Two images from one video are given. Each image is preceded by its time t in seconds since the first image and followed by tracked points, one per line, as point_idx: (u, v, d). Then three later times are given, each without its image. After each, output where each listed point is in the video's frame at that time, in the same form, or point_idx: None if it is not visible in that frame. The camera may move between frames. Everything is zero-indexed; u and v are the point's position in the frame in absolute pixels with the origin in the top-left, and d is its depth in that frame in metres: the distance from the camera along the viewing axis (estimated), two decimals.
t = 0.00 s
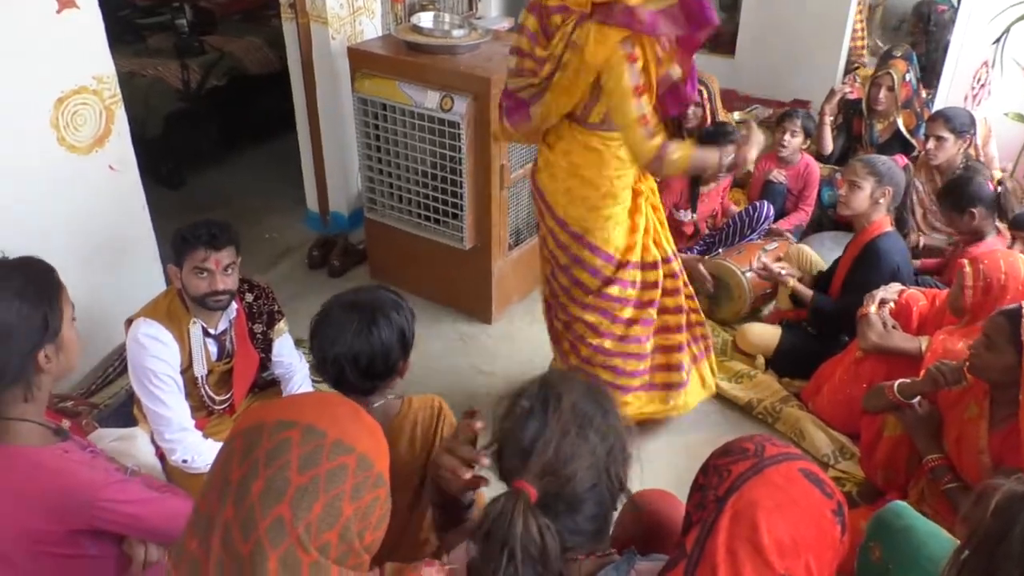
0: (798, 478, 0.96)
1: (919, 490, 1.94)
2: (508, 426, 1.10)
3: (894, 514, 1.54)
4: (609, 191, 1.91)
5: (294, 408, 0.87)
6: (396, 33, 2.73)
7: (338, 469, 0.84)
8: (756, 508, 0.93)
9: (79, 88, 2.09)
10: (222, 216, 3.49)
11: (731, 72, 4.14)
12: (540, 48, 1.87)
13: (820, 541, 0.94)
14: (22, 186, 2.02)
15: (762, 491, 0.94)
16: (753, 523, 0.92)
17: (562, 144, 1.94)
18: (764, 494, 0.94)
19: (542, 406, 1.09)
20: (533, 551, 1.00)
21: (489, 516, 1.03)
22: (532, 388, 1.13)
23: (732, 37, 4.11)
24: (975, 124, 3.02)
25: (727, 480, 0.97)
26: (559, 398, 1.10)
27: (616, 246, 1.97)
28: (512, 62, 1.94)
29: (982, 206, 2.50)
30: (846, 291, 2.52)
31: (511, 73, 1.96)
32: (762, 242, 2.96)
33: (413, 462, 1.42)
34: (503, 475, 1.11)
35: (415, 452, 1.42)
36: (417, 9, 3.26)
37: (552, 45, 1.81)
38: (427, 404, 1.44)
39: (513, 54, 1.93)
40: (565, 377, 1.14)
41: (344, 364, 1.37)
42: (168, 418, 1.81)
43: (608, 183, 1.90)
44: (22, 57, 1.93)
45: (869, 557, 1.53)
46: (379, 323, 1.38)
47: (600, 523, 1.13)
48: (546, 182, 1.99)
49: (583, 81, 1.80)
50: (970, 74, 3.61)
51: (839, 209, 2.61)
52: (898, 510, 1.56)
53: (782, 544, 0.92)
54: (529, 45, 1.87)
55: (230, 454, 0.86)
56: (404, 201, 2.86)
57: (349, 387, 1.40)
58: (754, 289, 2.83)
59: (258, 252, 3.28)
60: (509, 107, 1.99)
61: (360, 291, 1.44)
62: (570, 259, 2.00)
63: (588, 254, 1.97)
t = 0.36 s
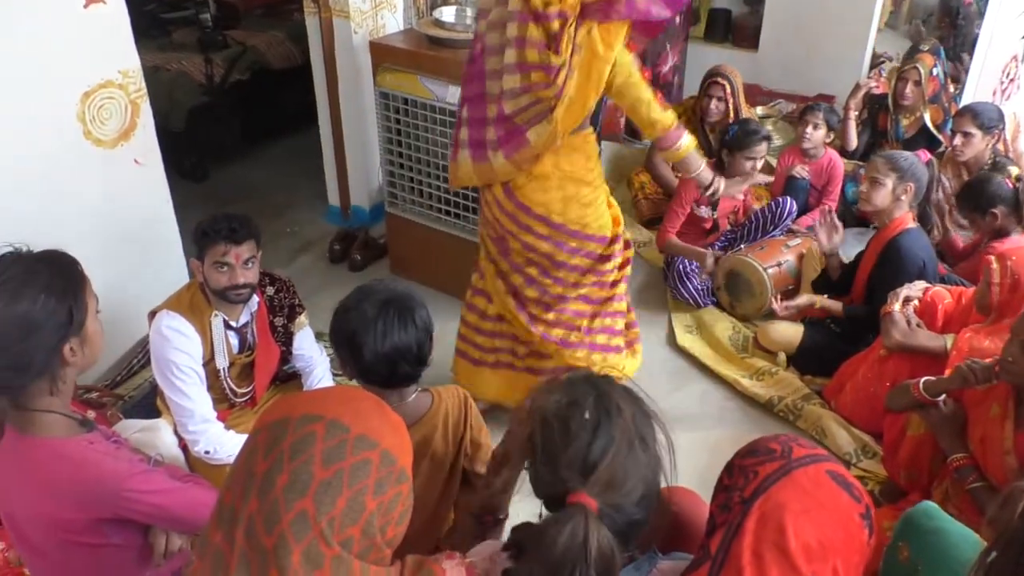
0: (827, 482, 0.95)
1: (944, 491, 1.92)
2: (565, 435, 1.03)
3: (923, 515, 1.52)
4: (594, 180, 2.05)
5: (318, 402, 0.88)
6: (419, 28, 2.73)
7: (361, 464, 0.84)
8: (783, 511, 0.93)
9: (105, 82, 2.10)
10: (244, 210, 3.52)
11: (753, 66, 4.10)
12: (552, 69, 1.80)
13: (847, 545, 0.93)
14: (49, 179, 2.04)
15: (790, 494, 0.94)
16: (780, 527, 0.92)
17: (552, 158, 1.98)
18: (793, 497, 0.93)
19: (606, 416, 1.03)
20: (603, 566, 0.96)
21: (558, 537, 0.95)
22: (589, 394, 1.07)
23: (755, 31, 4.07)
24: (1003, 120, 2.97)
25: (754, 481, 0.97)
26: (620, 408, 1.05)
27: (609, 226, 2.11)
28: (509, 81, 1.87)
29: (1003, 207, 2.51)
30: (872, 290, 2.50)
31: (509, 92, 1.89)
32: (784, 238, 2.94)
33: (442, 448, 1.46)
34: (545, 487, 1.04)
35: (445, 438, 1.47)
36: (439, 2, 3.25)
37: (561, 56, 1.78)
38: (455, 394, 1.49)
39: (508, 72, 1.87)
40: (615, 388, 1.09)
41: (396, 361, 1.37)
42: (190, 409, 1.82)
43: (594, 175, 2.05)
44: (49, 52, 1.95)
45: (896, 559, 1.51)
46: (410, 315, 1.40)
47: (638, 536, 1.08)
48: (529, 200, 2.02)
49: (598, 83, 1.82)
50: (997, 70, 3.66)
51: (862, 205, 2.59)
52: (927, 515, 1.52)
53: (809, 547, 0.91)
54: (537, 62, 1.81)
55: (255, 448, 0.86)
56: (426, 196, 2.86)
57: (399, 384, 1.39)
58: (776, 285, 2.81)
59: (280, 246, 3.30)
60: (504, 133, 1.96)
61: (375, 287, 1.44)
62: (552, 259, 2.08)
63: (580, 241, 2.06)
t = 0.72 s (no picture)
0: (835, 485, 0.95)
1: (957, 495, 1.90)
2: (577, 415, 1.06)
3: (943, 519, 1.51)
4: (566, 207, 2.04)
5: (335, 401, 0.88)
6: (432, 26, 2.73)
7: (374, 464, 0.84)
8: (791, 514, 0.92)
9: (120, 79, 2.11)
10: (256, 208, 3.53)
11: (768, 67, 4.08)
12: (528, 103, 1.79)
13: (856, 550, 0.92)
14: (63, 175, 2.05)
15: (798, 497, 0.93)
16: (788, 530, 0.91)
17: (522, 178, 1.99)
18: (801, 500, 0.93)
19: (619, 409, 1.04)
20: (567, 548, 0.98)
21: (531, 504, 1.00)
22: (616, 385, 1.07)
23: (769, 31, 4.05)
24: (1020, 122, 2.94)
25: (762, 484, 0.96)
26: (638, 405, 1.04)
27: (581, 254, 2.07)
28: (484, 112, 1.84)
29: None
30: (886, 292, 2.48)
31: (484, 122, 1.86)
32: (797, 239, 2.93)
33: (468, 452, 1.46)
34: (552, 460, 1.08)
35: (472, 440, 1.46)
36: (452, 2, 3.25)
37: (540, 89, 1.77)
38: (480, 398, 1.48)
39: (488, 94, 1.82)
40: (649, 387, 1.07)
41: (439, 362, 1.35)
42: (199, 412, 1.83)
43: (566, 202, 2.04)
44: (66, 48, 1.96)
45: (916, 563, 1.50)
46: (439, 314, 1.37)
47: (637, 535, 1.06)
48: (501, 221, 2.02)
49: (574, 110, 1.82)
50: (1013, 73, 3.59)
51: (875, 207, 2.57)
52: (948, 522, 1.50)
53: (817, 552, 0.90)
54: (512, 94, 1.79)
55: (268, 446, 0.86)
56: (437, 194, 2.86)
57: (438, 383, 1.38)
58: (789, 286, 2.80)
59: (291, 243, 3.30)
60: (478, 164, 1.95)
61: (398, 288, 1.39)
62: (523, 282, 2.06)
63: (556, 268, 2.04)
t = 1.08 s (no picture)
0: (868, 492, 0.94)
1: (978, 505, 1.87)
2: (622, 420, 1.04)
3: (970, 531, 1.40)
4: (608, 254, 2.03)
5: (350, 398, 0.88)
6: (455, 25, 2.72)
7: (389, 461, 0.84)
8: (823, 519, 0.91)
9: (146, 74, 2.13)
10: (278, 203, 3.55)
11: (791, 68, 4.05)
12: (523, 148, 1.93)
13: (887, 557, 0.92)
14: (88, 168, 2.07)
15: (830, 501, 0.92)
16: (819, 534, 0.91)
17: (553, 223, 2.06)
18: (833, 505, 0.92)
19: (670, 413, 1.04)
20: (625, 555, 0.94)
21: (580, 510, 0.94)
22: (660, 392, 1.07)
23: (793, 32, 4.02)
24: None
25: (793, 487, 0.95)
26: (685, 411, 1.05)
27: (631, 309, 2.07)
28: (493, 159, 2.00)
29: None
30: (908, 298, 2.45)
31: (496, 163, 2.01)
32: (818, 243, 2.91)
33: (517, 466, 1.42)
34: (589, 467, 1.05)
35: (518, 457, 1.42)
36: None
37: (534, 133, 1.89)
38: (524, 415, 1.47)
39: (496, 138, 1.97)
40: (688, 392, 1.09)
41: (496, 373, 1.38)
42: (210, 389, 1.81)
43: (607, 249, 2.03)
44: (92, 43, 1.97)
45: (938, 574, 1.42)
46: (489, 326, 1.40)
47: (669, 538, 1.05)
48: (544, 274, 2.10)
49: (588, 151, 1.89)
50: None
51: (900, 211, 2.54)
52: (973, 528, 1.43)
53: (848, 557, 0.90)
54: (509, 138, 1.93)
55: (286, 440, 0.87)
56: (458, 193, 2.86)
57: (494, 395, 1.39)
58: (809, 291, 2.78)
59: (312, 239, 3.32)
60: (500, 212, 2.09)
61: (444, 305, 1.41)
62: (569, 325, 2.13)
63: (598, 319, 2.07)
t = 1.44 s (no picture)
0: (892, 493, 0.93)
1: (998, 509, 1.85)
2: (652, 427, 1.02)
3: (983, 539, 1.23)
4: (656, 253, 1.70)
5: (370, 390, 0.88)
6: (474, 22, 2.73)
7: (410, 454, 0.85)
8: (845, 518, 0.91)
9: (168, 70, 2.15)
10: (296, 199, 3.57)
11: (811, 68, 4.03)
12: (641, 148, 1.55)
13: (909, 559, 0.92)
14: (108, 164, 2.08)
15: (852, 501, 0.92)
16: (841, 534, 0.90)
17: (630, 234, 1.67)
18: (855, 505, 0.91)
19: (692, 410, 1.04)
20: (689, 557, 0.94)
21: (643, 525, 0.92)
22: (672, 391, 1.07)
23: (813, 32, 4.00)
24: None
25: (815, 487, 0.95)
26: (701, 408, 1.05)
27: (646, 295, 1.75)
28: (591, 169, 1.60)
29: None
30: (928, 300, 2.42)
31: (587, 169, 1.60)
32: (837, 243, 2.89)
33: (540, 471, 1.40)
34: (612, 476, 1.04)
35: (542, 462, 1.41)
36: None
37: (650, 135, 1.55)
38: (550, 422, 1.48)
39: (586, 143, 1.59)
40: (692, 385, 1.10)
41: (525, 378, 1.37)
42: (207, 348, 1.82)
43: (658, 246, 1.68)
44: (115, 39, 1.99)
45: None
46: (517, 330, 1.39)
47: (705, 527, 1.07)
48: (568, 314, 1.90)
49: (679, 150, 1.55)
50: None
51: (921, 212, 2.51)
52: (987, 543, 1.17)
53: (869, 557, 0.90)
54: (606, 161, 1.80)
55: (308, 431, 0.87)
56: (475, 190, 2.86)
57: (522, 400, 1.39)
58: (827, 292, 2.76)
59: (330, 235, 3.34)
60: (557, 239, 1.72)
61: (473, 309, 1.42)
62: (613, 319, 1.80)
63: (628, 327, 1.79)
